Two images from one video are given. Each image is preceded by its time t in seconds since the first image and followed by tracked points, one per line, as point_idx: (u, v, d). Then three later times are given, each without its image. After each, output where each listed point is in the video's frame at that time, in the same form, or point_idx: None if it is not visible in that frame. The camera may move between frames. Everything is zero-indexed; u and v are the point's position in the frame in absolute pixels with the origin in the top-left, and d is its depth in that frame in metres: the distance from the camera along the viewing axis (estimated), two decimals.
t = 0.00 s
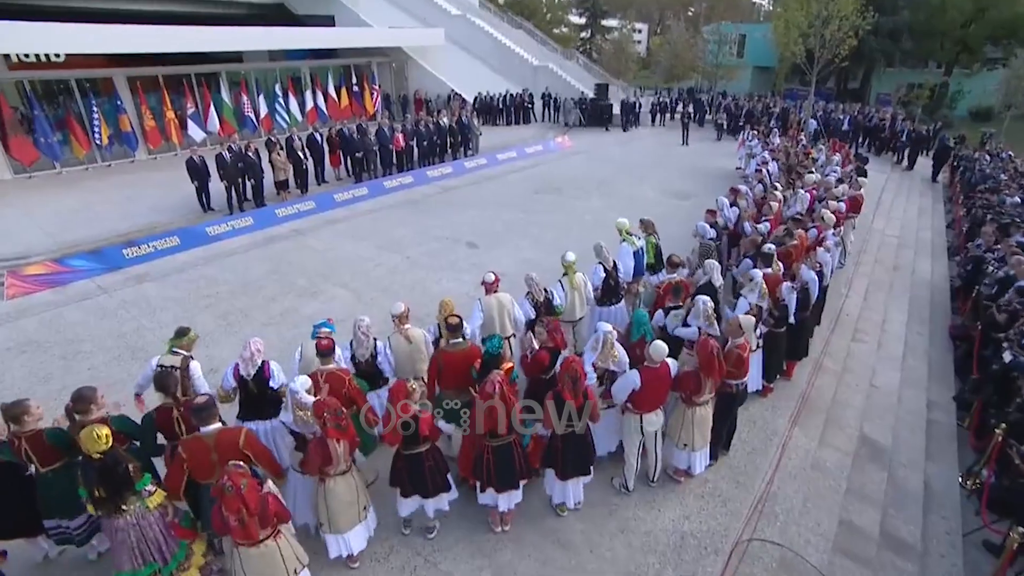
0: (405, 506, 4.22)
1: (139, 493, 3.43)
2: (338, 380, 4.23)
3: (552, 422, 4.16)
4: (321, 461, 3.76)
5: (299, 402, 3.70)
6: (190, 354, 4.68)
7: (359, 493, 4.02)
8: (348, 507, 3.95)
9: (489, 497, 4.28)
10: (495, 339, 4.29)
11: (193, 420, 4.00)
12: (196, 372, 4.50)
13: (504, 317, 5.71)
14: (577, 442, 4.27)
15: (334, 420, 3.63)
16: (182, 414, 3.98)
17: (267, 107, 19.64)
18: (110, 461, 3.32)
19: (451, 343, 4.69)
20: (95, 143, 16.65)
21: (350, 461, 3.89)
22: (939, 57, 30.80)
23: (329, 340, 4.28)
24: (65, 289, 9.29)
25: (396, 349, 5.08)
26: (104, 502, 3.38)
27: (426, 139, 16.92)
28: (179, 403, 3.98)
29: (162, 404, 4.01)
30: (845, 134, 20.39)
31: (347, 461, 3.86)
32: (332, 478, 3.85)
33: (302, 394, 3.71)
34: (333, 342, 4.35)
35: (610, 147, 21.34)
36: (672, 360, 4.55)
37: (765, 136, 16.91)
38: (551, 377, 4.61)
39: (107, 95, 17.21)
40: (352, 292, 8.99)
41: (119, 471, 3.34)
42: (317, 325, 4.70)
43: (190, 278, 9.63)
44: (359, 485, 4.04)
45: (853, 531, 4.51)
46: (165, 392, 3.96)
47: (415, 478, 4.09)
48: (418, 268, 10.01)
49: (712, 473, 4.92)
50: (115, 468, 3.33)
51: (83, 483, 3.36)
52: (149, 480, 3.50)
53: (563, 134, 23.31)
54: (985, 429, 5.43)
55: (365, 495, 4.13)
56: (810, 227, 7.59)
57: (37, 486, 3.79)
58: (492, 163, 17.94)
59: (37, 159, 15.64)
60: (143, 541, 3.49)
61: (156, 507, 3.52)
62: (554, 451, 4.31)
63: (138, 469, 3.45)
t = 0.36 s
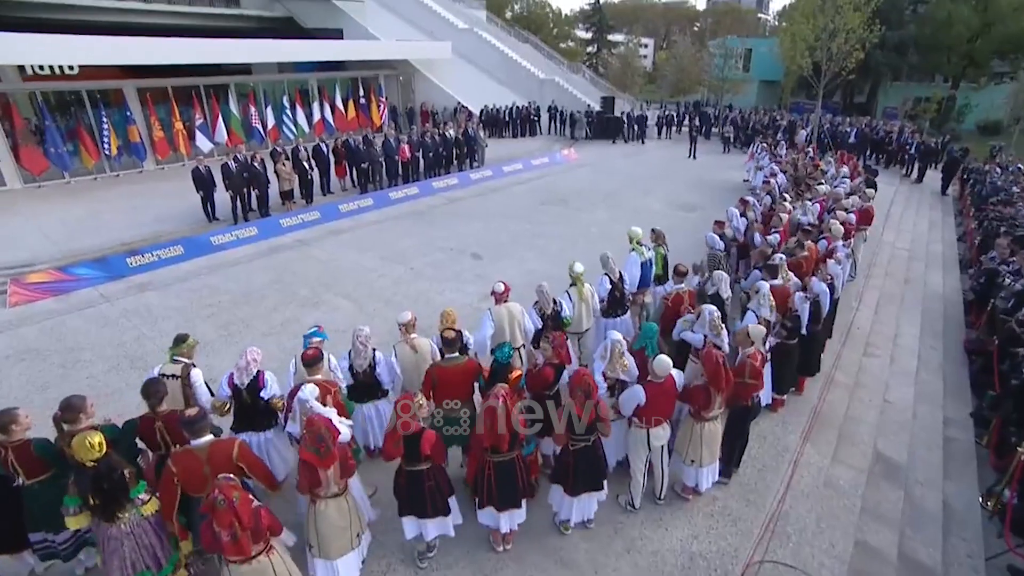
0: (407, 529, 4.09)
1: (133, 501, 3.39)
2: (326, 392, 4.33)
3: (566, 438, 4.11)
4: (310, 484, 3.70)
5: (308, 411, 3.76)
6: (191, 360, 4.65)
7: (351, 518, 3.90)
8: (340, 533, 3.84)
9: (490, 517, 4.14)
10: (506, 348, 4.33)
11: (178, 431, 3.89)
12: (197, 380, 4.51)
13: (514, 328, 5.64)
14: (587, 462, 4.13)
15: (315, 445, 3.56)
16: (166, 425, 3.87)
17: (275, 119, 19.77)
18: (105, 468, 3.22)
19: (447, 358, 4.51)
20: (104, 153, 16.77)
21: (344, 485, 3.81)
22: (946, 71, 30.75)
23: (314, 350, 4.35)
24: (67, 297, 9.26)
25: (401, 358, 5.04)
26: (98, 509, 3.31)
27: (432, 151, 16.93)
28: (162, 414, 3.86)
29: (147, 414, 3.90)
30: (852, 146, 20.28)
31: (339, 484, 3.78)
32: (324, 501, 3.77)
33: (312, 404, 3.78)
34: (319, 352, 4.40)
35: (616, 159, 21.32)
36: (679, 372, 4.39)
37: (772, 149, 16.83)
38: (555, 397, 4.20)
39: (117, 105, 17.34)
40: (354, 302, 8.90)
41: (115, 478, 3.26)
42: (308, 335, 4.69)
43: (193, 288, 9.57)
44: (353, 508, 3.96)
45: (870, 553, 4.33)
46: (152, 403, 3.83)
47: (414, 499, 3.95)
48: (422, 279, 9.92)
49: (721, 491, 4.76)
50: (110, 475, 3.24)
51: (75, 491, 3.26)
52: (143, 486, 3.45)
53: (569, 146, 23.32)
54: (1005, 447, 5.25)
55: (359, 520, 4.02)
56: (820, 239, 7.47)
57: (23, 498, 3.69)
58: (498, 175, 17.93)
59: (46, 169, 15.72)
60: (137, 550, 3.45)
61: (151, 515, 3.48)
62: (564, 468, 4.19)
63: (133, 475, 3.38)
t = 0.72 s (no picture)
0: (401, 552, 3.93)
1: (115, 517, 3.29)
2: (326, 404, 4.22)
3: (580, 451, 3.96)
4: (303, 498, 3.62)
5: (306, 421, 3.53)
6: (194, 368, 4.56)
7: (348, 534, 3.78)
8: (334, 549, 3.73)
9: (489, 534, 3.99)
10: (510, 352, 4.30)
11: (167, 439, 3.82)
12: (199, 388, 4.45)
13: (523, 338, 5.52)
14: (594, 479, 4.00)
15: (307, 456, 3.45)
16: (153, 434, 3.77)
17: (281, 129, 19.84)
18: (87, 481, 3.15)
19: (435, 370, 4.39)
20: (112, 163, 16.83)
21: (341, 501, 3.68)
22: (953, 83, 30.65)
23: (312, 359, 4.26)
24: (69, 305, 9.20)
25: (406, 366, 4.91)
26: (82, 526, 3.23)
27: (437, 161, 16.92)
28: (147, 421, 3.76)
29: (134, 421, 3.78)
30: (860, 157, 20.14)
31: (335, 501, 3.65)
32: (320, 513, 3.69)
33: (309, 413, 3.55)
34: (317, 362, 4.30)
35: (622, 170, 21.25)
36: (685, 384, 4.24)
37: (780, 159, 16.70)
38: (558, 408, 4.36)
39: (125, 116, 17.43)
40: (357, 312, 8.80)
41: (98, 492, 3.19)
42: (305, 342, 4.61)
43: (195, 296, 9.50)
44: (354, 524, 3.85)
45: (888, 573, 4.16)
46: (139, 410, 3.73)
47: (413, 518, 3.82)
48: (426, 288, 9.82)
49: (730, 509, 4.59)
50: (92, 488, 3.17)
51: (55, 507, 3.19)
52: (128, 500, 3.34)
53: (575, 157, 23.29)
54: None
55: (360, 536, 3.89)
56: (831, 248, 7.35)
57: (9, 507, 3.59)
58: (503, 185, 17.87)
59: (54, 178, 15.79)
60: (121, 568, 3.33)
61: (137, 531, 3.36)
62: (579, 481, 4.04)
63: (118, 487, 3.29)
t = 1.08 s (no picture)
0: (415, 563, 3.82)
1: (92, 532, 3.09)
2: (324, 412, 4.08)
3: (580, 462, 3.79)
4: (310, 508, 3.53)
5: (303, 430, 3.44)
6: (197, 378, 4.46)
7: (356, 546, 3.67)
8: (341, 561, 3.63)
9: (490, 548, 3.89)
10: (516, 358, 4.44)
11: (158, 447, 3.69)
12: (203, 399, 4.32)
13: (528, 345, 5.38)
14: (606, 489, 3.90)
15: (309, 464, 3.33)
16: (142, 441, 3.66)
17: (288, 138, 19.93)
18: (62, 495, 2.99)
19: (433, 379, 4.23)
20: (119, 170, 16.89)
21: (347, 512, 3.58)
22: (960, 94, 30.55)
23: (313, 368, 4.14)
24: (71, 311, 9.15)
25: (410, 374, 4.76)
26: (54, 543, 3.04)
27: (442, 170, 16.91)
28: (138, 428, 3.67)
29: (124, 428, 3.70)
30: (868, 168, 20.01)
31: (341, 511, 3.56)
32: (327, 523, 3.59)
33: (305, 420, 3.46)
34: (318, 370, 4.19)
35: (627, 180, 21.19)
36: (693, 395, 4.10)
37: (787, 169, 16.59)
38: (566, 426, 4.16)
39: (134, 124, 17.51)
40: (358, 320, 8.70)
41: (73, 506, 3.00)
42: (304, 348, 4.53)
43: (197, 303, 9.44)
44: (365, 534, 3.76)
45: None
46: (129, 416, 3.66)
47: (435, 526, 3.74)
48: (430, 297, 9.73)
49: (741, 525, 4.43)
50: (68, 502, 3.00)
51: (27, 519, 3.06)
52: (106, 515, 3.16)
53: (580, 167, 23.25)
54: None
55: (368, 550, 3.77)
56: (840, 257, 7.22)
57: None
58: (509, 195, 17.82)
59: (62, 185, 15.86)
60: None
61: (114, 549, 3.15)
62: (580, 493, 3.91)
63: (96, 501, 3.11)
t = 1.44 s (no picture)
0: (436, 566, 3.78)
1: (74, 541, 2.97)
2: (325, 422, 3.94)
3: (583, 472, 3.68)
4: (309, 520, 3.41)
5: (310, 439, 3.35)
6: (190, 380, 4.38)
7: (359, 561, 3.54)
8: None
9: (492, 562, 3.76)
10: (524, 365, 4.26)
11: (152, 454, 3.62)
12: (198, 400, 4.26)
13: (531, 352, 5.30)
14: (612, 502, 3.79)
15: (311, 474, 3.20)
16: (134, 447, 3.55)
17: (293, 147, 19.97)
18: (39, 503, 2.90)
19: (441, 386, 4.10)
20: (126, 178, 16.93)
21: (348, 526, 3.47)
22: (967, 104, 30.40)
23: (313, 376, 4.03)
24: (73, 317, 9.09)
25: (410, 383, 4.65)
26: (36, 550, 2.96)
27: (447, 178, 16.87)
28: (131, 433, 3.57)
29: (116, 434, 3.58)
30: (875, 177, 19.86)
31: (341, 524, 3.44)
32: (327, 535, 3.48)
33: (313, 429, 3.35)
34: (317, 378, 4.08)
35: (633, 190, 21.12)
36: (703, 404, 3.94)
37: (793, 178, 16.47)
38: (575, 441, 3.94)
39: (141, 132, 17.58)
40: (360, 328, 8.60)
41: (52, 514, 2.90)
42: (297, 356, 4.36)
43: (199, 310, 9.37)
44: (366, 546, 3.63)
45: None
46: (122, 421, 3.53)
47: (447, 535, 3.66)
48: (433, 305, 9.63)
49: (752, 541, 4.27)
50: (47, 511, 2.89)
51: (9, 525, 2.99)
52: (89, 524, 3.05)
53: (585, 177, 23.19)
54: None
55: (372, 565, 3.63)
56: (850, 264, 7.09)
57: None
58: (514, 204, 17.76)
59: (69, 193, 15.90)
60: None
61: (96, 560, 3.03)
62: (580, 506, 3.81)
63: (78, 510, 3.00)
